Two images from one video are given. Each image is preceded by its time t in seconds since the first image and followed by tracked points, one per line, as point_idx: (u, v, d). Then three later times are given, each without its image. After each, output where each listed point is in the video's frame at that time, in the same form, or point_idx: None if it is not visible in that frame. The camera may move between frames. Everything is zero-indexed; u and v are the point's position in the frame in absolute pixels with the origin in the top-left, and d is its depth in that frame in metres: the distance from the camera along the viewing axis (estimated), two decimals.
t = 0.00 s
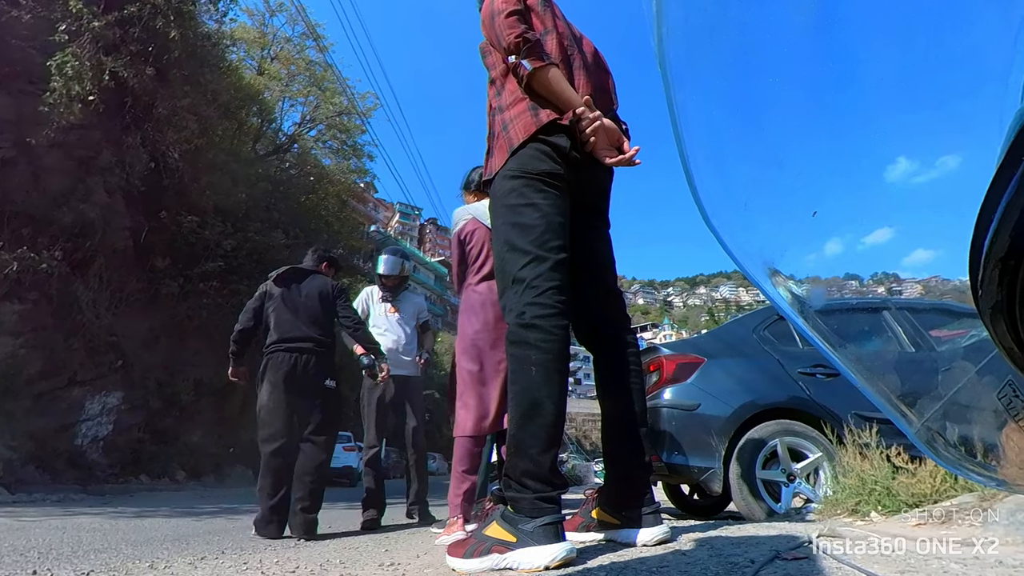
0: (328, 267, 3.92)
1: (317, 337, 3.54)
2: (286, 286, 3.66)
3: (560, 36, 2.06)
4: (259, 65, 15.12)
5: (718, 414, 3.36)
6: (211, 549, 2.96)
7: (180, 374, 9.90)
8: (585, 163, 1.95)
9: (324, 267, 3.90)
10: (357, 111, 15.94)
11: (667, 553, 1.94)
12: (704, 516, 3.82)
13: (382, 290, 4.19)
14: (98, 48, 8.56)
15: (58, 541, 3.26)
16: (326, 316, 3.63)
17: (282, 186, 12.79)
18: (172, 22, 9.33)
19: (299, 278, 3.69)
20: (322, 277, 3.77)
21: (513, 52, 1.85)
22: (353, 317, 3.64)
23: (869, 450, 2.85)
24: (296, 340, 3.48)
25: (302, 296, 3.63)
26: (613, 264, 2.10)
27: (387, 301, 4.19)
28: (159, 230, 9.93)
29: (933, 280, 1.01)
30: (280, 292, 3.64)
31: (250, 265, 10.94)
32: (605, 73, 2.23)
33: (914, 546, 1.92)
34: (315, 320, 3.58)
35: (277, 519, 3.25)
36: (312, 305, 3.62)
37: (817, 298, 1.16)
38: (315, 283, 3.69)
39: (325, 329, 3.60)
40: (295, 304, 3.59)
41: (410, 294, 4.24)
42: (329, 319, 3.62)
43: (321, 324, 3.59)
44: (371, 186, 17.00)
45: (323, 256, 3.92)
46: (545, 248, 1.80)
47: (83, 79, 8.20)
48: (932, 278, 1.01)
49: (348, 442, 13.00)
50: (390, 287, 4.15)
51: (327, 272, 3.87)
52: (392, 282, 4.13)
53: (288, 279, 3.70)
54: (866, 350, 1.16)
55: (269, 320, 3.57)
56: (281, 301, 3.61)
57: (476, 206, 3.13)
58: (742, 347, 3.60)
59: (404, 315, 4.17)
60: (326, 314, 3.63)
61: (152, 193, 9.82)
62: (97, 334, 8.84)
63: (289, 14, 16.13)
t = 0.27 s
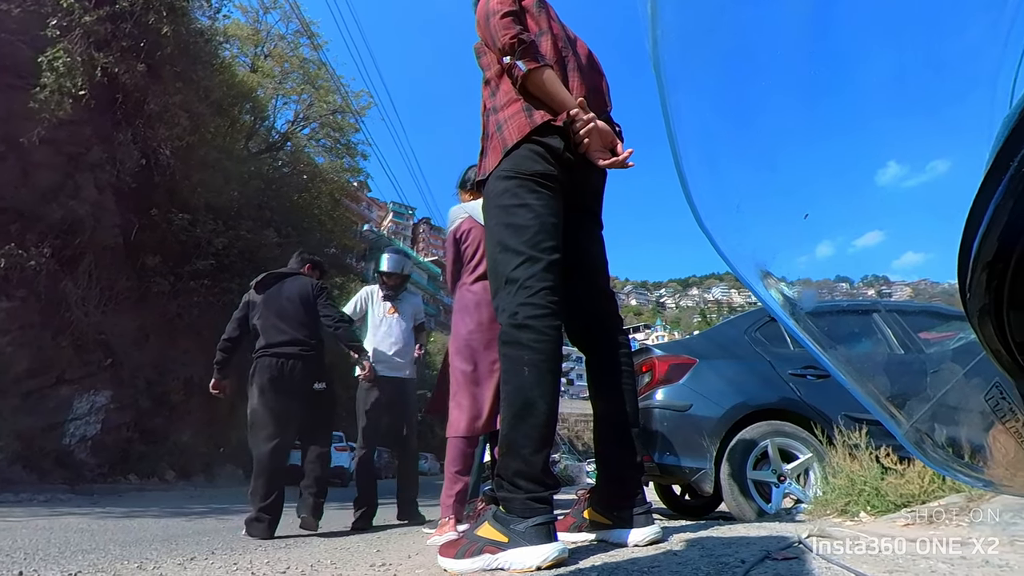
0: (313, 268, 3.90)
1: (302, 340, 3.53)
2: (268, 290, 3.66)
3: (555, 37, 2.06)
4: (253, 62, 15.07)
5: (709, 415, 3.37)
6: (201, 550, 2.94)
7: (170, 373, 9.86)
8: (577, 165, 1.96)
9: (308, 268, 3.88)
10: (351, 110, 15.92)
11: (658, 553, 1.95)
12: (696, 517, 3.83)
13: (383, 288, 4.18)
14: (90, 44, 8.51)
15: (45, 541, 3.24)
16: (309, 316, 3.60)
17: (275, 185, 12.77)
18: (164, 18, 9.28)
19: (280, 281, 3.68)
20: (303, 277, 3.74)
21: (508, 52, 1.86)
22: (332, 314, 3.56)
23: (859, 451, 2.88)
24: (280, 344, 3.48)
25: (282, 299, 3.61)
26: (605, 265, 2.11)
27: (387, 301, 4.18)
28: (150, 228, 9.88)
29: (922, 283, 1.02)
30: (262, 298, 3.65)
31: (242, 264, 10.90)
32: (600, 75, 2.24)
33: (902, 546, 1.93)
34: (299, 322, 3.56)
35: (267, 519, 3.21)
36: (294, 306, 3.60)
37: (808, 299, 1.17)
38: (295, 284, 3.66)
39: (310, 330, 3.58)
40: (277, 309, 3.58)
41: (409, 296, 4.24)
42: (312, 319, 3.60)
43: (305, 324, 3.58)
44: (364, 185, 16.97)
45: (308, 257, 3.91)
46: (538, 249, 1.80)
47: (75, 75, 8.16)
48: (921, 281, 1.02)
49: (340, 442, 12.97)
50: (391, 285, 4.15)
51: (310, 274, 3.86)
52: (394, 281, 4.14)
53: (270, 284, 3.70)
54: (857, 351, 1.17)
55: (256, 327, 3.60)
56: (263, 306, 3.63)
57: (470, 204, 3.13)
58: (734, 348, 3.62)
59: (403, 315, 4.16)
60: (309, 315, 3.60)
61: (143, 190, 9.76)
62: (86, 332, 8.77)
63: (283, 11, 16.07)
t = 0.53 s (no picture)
0: (309, 271, 3.90)
1: (299, 343, 3.53)
2: (263, 295, 3.67)
3: (553, 40, 2.07)
4: (251, 63, 15.06)
5: (707, 416, 3.37)
6: (196, 552, 2.94)
7: (166, 374, 9.83)
8: (575, 168, 1.96)
9: (303, 271, 3.86)
10: (349, 111, 15.93)
11: (656, 555, 1.95)
12: (693, 519, 3.84)
13: (394, 290, 4.25)
14: (88, 45, 8.50)
15: (40, 543, 3.24)
16: (305, 320, 3.60)
17: (273, 186, 12.76)
18: (162, 18, 9.19)
19: (275, 285, 3.68)
20: (297, 281, 3.73)
21: (506, 55, 1.86)
22: (327, 315, 3.55)
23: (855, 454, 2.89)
24: (277, 348, 3.48)
25: (278, 304, 3.61)
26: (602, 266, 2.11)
27: (397, 303, 4.23)
28: (147, 229, 9.86)
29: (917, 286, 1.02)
30: (258, 304, 3.66)
31: (239, 265, 10.89)
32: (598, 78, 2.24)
33: (898, 548, 1.94)
34: (295, 326, 3.56)
35: (263, 522, 3.21)
36: (290, 309, 3.59)
37: (805, 302, 1.17)
38: (290, 287, 3.65)
39: (306, 333, 3.58)
40: (273, 314, 3.58)
41: (418, 300, 4.29)
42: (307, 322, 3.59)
43: (301, 327, 3.57)
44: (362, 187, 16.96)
45: (303, 261, 3.91)
46: (535, 251, 1.80)
47: (73, 76, 8.15)
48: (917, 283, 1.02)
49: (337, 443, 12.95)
50: (402, 286, 4.23)
51: (306, 277, 3.85)
52: (405, 282, 4.22)
53: (265, 289, 3.70)
54: (853, 354, 1.17)
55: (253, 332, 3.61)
56: (259, 311, 3.64)
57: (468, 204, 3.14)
58: (731, 350, 3.62)
59: (413, 317, 4.18)
60: (304, 318, 3.59)
61: (140, 191, 9.74)
62: (82, 332, 8.75)
63: (282, 12, 16.06)
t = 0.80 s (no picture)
0: (320, 278, 3.89)
1: (309, 350, 3.52)
2: (274, 304, 3.68)
3: (558, 46, 2.07)
4: (259, 72, 15.15)
5: (716, 421, 3.35)
6: (205, 558, 2.94)
7: (176, 381, 9.86)
8: (581, 173, 1.95)
9: (313, 278, 3.86)
10: (356, 118, 16.01)
11: (665, 561, 1.93)
12: (704, 525, 3.81)
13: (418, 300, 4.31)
14: (99, 56, 8.57)
15: (51, 549, 3.24)
16: (315, 327, 3.59)
17: (281, 193, 12.82)
18: (171, 29, 9.28)
19: (286, 293, 3.69)
20: (308, 288, 3.73)
21: (511, 62, 1.86)
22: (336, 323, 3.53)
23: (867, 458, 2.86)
24: (287, 356, 3.48)
25: (288, 312, 3.61)
26: (608, 271, 2.10)
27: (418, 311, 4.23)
28: (156, 237, 9.90)
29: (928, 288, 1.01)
30: (269, 312, 3.67)
31: (248, 272, 10.93)
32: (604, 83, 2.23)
33: (912, 555, 1.91)
34: (304, 333, 3.55)
35: (273, 528, 3.21)
36: (299, 317, 3.59)
37: (814, 305, 1.16)
38: (300, 295, 3.65)
39: (316, 341, 3.57)
40: (283, 321, 3.58)
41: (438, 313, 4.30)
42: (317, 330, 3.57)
43: (310, 334, 3.56)
44: (369, 193, 17.01)
45: (314, 267, 3.90)
46: (542, 256, 1.80)
47: (84, 87, 8.23)
48: (928, 285, 1.01)
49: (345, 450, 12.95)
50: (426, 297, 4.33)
51: (316, 284, 3.84)
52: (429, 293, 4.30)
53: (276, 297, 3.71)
54: (864, 357, 1.16)
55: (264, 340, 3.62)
56: (270, 319, 3.65)
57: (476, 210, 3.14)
58: (740, 355, 3.60)
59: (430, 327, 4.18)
60: (314, 325, 3.58)
61: (150, 200, 9.81)
62: (93, 339, 8.79)
63: (290, 21, 16.17)
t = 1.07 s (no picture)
0: (333, 285, 3.89)
1: (320, 357, 3.52)
2: (286, 311, 3.69)
3: (565, 52, 2.06)
4: (269, 82, 15.27)
5: (728, 426, 3.32)
6: (217, 564, 2.94)
7: (187, 389, 9.89)
8: (589, 178, 1.94)
9: (328, 286, 3.87)
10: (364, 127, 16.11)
11: (678, 569, 1.91)
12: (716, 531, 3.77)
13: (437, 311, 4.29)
14: (112, 68, 8.65)
15: (65, 555, 3.25)
16: (326, 335, 3.59)
17: (291, 201, 12.90)
18: (182, 41, 9.41)
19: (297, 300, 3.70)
20: (320, 296, 3.75)
21: (518, 68, 1.86)
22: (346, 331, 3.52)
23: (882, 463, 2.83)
24: (298, 362, 3.48)
25: (300, 320, 3.62)
26: (617, 275, 2.09)
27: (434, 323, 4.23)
28: (168, 246, 9.94)
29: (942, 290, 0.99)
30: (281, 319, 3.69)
31: (258, 280, 10.99)
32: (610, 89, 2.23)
33: (931, 562, 1.87)
34: (315, 340, 3.56)
35: (283, 535, 3.20)
36: (310, 325, 3.60)
37: (825, 308, 1.14)
38: (311, 303, 3.67)
39: (327, 348, 3.57)
40: (295, 329, 3.60)
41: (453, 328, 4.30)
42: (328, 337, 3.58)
43: (321, 341, 3.57)
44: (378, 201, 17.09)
45: (327, 273, 3.90)
46: (550, 261, 1.79)
47: (97, 99, 8.31)
48: (941, 288, 0.99)
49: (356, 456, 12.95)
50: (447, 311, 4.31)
51: (330, 291, 3.85)
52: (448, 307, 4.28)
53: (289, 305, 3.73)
54: (877, 360, 1.14)
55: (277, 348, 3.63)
56: (282, 326, 3.66)
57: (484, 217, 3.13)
58: (751, 359, 3.57)
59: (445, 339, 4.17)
60: (325, 333, 3.59)
61: (162, 209, 9.89)
62: (106, 347, 8.83)
63: (298, 32, 16.30)
